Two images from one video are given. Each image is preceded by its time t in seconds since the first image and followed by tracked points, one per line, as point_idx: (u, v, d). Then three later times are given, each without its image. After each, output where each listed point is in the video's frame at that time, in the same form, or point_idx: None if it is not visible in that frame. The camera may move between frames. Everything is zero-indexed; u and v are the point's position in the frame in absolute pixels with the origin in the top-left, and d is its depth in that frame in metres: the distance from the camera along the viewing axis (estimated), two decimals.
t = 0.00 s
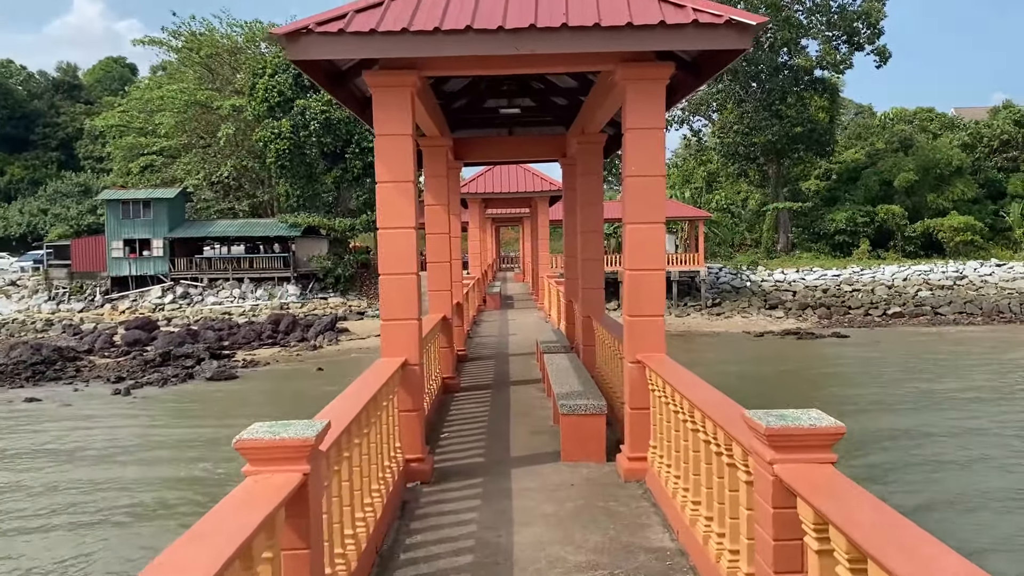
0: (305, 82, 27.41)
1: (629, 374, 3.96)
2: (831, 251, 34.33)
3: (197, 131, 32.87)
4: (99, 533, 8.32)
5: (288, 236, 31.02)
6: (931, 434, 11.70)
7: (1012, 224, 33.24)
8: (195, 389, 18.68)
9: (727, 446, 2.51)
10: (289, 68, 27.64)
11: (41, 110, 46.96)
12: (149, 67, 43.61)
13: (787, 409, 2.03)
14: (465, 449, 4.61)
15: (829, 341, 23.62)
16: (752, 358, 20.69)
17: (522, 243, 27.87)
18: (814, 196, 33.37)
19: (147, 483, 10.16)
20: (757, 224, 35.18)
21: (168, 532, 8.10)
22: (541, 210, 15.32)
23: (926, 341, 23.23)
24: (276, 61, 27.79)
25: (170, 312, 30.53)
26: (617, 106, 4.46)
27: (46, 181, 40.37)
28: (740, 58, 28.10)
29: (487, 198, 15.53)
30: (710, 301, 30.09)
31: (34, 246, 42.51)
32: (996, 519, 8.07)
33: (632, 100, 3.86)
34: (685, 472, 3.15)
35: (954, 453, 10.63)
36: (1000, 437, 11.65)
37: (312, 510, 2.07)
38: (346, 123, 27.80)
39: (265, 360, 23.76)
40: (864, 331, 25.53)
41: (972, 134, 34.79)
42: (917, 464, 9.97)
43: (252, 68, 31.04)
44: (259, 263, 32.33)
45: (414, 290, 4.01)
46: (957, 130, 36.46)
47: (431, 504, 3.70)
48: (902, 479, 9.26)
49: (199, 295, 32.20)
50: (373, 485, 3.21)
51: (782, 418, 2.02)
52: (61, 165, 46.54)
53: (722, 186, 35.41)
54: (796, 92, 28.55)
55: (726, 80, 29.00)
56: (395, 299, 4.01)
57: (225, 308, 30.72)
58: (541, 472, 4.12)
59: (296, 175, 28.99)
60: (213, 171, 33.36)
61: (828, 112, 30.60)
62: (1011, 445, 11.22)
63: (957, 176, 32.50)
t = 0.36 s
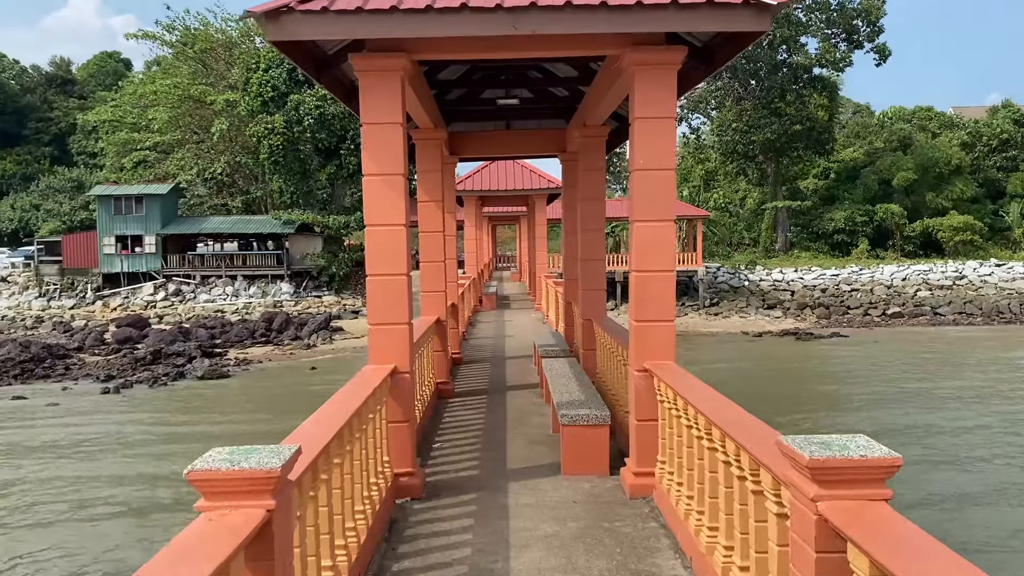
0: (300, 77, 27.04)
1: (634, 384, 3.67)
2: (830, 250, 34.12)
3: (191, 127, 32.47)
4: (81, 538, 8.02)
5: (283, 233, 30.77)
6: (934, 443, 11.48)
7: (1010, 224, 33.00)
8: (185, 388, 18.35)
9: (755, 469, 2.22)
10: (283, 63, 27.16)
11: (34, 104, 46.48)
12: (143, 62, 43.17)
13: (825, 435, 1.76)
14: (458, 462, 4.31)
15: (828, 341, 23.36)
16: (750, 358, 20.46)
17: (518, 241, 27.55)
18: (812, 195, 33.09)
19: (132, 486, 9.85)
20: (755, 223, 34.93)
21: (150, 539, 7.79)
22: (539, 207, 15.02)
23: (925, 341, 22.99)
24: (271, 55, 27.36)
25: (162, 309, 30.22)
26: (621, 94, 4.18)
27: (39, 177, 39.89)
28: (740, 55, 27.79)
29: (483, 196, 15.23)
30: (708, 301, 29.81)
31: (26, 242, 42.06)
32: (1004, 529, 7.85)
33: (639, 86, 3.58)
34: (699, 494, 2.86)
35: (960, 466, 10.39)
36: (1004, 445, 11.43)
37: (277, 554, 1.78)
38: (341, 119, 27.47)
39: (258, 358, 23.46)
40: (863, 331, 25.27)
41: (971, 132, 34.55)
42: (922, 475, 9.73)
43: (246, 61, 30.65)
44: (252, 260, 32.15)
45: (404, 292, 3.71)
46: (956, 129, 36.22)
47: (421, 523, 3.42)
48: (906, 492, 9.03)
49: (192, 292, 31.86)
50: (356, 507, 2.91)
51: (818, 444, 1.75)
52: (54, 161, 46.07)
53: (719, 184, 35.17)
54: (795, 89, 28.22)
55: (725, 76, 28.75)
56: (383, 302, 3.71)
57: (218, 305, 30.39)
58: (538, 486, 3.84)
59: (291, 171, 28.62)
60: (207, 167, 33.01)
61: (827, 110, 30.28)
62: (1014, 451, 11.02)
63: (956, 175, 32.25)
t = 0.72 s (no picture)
0: (297, 78, 26.75)
1: (649, 397, 3.41)
2: (829, 254, 33.87)
3: (187, 128, 32.16)
4: (67, 545, 7.76)
5: (279, 236, 30.50)
6: (940, 455, 11.25)
7: (1011, 229, 32.76)
8: (179, 391, 18.06)
9: (803, 503, 1.95)
10: (280, 64, 26.87)
11: (30, 104, 46.13)
12: (140, 64, 42.86)
13: (898, 474, 1.50)
14: (461, 479, 4.04)
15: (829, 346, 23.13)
16: (750, 362, 20.23)
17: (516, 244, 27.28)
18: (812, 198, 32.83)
19: (121, 493, 9.57)
20: (754, 227, 34.68)
21: (138, 547, 7.54)
22: (539, 210, 14.76)
23: (927, 346, 22.78)
24: (267, 56, 27.07)
25: (157, 312, 29.91)
26: (635, 87, 3.93)
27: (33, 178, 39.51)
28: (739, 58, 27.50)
29: (482, 198, 14.99)
30: (707, 305, 29.56)
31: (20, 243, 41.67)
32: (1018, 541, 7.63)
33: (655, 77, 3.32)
34: (729, 524, 2.60)
35: (968, 480, 10.15)
36: (1013, 457, 11.20)
37: None
38: (338, 121, 27.18)
39: (253, 361, 23.18)
40: (865, 336, 25.03)
41: (971, 136, 34.35)
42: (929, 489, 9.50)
43: (243, 61, 30.36)
44: (248, 262, 31.86)
45: (403, 299, 3.44)
46: (957, 133, 36.01)
47: (420, 549, 3.14)
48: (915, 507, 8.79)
49: (187, 294, 31.59)
50: (348, 536, 2.65)
51: (890, 485, 1.49)
52: (49, 162, 45.70)
53: (718, 188, 34.94)
54: (795, 93, 27.93)
55: (724, 80, 28.48)
56: (380, 308, 3.43)
57: (214, 309, 30.09)
58: (544, 507, 3.57)
59: (287, 173, 28.31)
60: (203, 168, 32.72)
61: (827, 113, 30.01)
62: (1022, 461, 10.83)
63: (956, 179, 32.00)
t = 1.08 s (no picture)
0: (292, 84, 26.50)
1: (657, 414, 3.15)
2: (828, 260, 33.61)
3: (181, 134, 31.88)
4: (50, 559, 7.49)
5: (274, 242, 30.17)
6: (944, 461, 11.05)
7: (1009, 235, 32.50)
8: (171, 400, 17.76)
9: (845, 549, 1.70)
10: (275, 69, 26.62)
11: (24, 110, 45.74)
12: (135, 70, 42.56)
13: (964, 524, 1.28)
14: (453, 502, 3.76)
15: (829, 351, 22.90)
16: (749, 368, 20.00)
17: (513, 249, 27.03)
18: (810, 204, 32.57)
19: (108, 502, 9.31)
20: (751, 233, 34.41)
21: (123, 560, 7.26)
22: (536, 215, 14.53)
23: (927, 352, 22.56)
24: (263, 62, 26.83)
25: (150, 319, 29.56)
26: (640, 81, 3.67)
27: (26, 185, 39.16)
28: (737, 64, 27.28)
29: (478, 202, 14.74)
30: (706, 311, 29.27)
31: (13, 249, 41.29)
32: None
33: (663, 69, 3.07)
34: (752, 559, 2.34)
35: (973, 488, 9.93)
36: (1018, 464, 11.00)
37: None
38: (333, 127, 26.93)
39: (246, 369, 22.88)
40: (864, 342, 24.76)
41: (969, 142, 34.15)
42: (932, 501, 9.29)
43: (238, 66, 30.12)
44: (242, 268, 31.55)
45: (389, 309, 3.16)
46: (954, 138, 35.84)
47: None
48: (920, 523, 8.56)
49: (181, 301, 31.24)
50: None
51: (961, 537, 1.26)
52: (43, 168, 45.33)
53: (715, 193, 34.70)
54: (793, 98, 27.73)
55: (721, 85, 28.25)
56: (364, 319, 3.16)
57: (207, 315, 29.74)
58: (544, 535, 3.30)
59: (282, 179, 28.00)
60: (198, 174, 32.44)
61: (825, 118, 29.79)
62: None
63: (954, 185, 31.74)
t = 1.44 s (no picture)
0: (285, 88, 26.24)
1: (659, 439, 2.89)
2: (822, 265, 33.43)
3: (173, 139, 31.57)
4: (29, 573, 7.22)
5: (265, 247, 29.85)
6: (944, 466, 10.88)
7: (1004, 240, 32.33)
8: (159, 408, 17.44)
9: None
10: (267, 73, 26.33)
11: (14, 115, 45.31)
12: (128, 75, 42.19)
13: None
14: (440, 530, 3.50)
15: (824, 356, 22.71)
16: (744, 373, 19.79)
17: (506, 254, 26.79)
18: (804, 209, 32.40)
19: (92, 512, 9.05)
20: (745, 238, 34.22)
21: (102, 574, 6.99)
22: (529, 220, 14.24)
23: (923, 356, 22.38)
24: (254, 66, 26.54)
25: (140, 325, 29.21)
26: (640, 76, 3.43)
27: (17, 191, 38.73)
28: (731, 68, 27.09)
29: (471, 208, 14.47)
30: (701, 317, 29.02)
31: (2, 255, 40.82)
32: None
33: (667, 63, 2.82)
34: None
35: (974, 491, 9.76)
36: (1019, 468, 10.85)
37: None
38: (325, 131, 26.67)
39: (236, 376, 22.56)
40: (861, 347, 24.55)
41: (963, 147, 34.00)
42: (934, 508, 9.10)
43: (230, 70, 29.84)
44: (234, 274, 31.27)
45: (368, 323, 2.91)
46: (948, 143, 35.77)
47: None
48: (923, 532, 8.37)
49: (171, 307, 30.88)
50: None
51: None
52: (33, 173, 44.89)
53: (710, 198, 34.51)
54: (787, 103, 27.57)
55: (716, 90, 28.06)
56: (342, 334, 2.89)
57: (198, 322, 29.42)
58: (538, 569, 3.03)
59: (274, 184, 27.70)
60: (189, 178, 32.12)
61: (819, 123, 29.61)
62: None
63: (949, 190, 31.56)
